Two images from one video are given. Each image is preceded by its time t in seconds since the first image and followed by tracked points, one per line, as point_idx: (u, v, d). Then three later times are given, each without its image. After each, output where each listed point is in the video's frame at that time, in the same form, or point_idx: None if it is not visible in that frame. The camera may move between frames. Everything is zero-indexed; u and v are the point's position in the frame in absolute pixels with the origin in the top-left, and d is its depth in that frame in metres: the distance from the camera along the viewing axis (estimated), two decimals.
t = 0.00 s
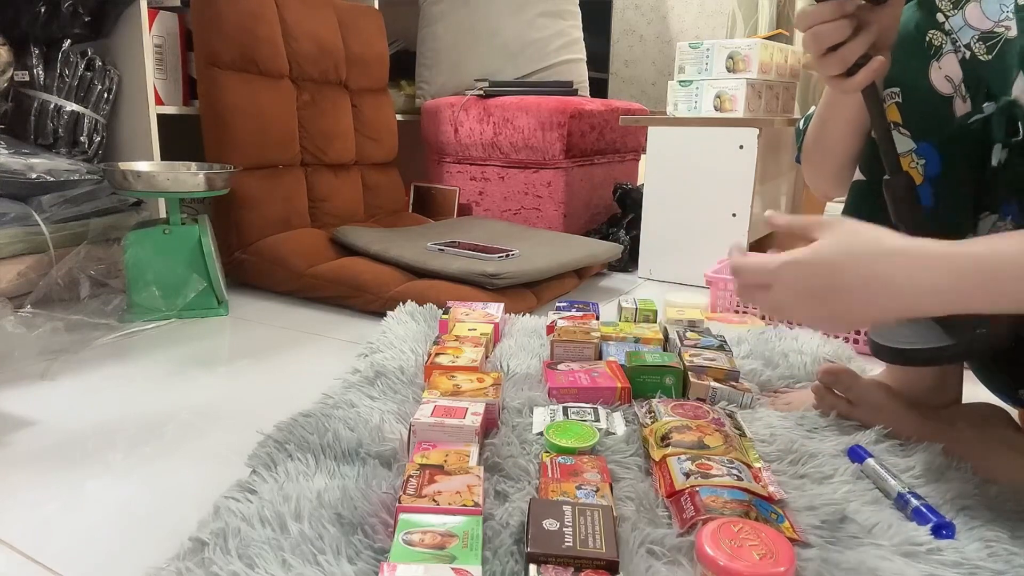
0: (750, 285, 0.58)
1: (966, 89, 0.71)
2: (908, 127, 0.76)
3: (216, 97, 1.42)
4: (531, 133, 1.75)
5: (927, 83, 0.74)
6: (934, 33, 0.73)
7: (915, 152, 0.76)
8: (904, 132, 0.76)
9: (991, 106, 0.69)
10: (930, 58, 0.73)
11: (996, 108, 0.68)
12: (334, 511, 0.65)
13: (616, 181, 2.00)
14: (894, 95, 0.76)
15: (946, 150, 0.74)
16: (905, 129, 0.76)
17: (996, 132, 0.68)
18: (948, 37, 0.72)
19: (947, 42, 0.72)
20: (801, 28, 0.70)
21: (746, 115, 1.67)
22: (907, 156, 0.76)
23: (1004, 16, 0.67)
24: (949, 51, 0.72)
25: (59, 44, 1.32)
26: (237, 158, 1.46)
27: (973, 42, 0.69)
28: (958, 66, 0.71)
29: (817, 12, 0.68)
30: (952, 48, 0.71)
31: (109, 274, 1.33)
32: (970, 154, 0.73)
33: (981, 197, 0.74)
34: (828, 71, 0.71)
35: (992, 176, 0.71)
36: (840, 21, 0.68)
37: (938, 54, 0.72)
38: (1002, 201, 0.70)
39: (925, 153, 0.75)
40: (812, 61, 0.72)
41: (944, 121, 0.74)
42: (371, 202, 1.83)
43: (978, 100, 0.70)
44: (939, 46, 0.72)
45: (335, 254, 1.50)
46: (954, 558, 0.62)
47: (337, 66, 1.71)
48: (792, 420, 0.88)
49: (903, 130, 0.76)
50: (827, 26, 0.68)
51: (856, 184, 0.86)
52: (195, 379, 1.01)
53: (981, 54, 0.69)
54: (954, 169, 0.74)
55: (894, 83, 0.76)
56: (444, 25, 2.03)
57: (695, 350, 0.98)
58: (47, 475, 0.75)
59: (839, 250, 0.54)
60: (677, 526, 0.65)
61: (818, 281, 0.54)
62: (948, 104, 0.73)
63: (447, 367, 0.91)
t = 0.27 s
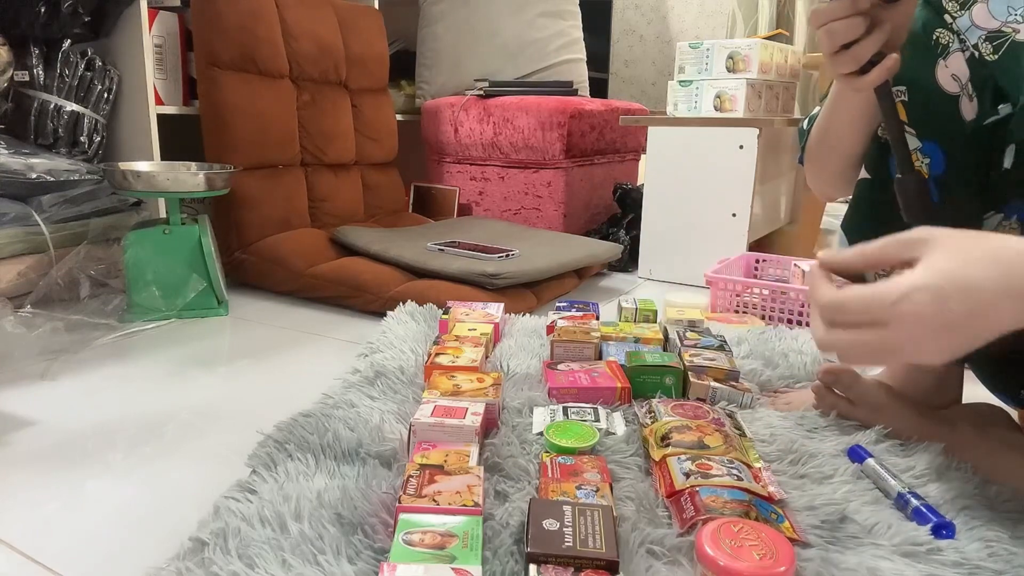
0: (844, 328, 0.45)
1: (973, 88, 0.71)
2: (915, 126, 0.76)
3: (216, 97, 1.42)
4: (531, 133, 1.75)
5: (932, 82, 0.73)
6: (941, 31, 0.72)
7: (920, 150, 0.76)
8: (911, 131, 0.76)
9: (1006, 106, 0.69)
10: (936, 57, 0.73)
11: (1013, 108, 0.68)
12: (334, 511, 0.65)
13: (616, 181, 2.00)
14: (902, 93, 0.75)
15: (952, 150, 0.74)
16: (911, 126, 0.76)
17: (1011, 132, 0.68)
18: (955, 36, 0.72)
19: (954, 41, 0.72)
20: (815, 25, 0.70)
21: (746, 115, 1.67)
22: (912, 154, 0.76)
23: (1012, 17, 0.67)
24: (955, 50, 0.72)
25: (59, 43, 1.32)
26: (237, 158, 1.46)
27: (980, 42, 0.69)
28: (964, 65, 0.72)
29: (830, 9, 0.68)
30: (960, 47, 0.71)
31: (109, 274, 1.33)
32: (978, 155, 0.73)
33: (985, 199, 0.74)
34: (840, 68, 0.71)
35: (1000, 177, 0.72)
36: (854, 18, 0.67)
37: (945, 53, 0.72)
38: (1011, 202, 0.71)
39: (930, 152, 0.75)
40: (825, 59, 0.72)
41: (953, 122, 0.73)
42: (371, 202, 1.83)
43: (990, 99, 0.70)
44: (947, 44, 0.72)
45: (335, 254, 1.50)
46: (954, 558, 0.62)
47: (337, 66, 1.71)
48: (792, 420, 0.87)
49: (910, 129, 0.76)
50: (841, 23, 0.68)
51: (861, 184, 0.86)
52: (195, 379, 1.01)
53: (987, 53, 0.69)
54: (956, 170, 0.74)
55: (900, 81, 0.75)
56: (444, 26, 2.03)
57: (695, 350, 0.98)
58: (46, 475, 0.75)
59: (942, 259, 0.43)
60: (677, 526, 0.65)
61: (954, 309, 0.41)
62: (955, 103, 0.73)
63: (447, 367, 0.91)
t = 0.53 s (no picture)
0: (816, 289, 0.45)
1: (971, 88, 0.71)
2: (913, 127, 0.76)
3: (217, 97, 1.42)
4: (531, 133, 1.75)
5: (931, 83, 0.74)
6: (939, 32, 0.73)
7: (918, 150, 0.76)
8: (908, 132, 0.76)
9: (1003, 105, 0.68)
10: (934, 57, 0.73)
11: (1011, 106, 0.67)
12: (334, 511, 0.65)
13: (616, 181, 2.00)
14: (899, 94, 0.75)
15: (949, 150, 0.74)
16: (910, 127, 0.76)
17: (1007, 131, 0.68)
18: (953, 36, 0.72)
19: (952, 41, 0.72)
20: (811, 27, 0.69)
21: (746, 115, 1.67)
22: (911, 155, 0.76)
23: (1011, 15, 0.67)
24: (953, 50, 0.72)
25: (59, 43, 1.32)
26: (237, 158, 1.46)
27: (979, 41, 0.69)
28: (962, 65, 0.72)
29: (828, 11, 0.67)
30: (958, 47, 0.71)
31: (109, 274, 1.33)
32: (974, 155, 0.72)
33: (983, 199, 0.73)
34: (838, 70, 0.71)
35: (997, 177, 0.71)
36: (852, 20, 0.67)
37: (943, 53, 0.73)
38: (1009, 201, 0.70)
39: (927, 153, 0.76)
40: (823, 60, 0.72)
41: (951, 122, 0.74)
42: (371, 202, 1.83)
43: (987, 98, 0.70)
44: (944, 45, 0.72)
45: (336, 253, 1.50)
46: (954, 558, 0.62)
47: (337, 66, 1.71)
48: (792, 420, 0.87)
49: (908, 129, 0.76)
50: (840, 25, 0.67)
51: (859, 184, 0.86)
52: (195, 379, 1.01)
53: (986, 52, 0.69)
54: (955, 169, 0.74)
55: (898, 82, 0.75)
56: (444, 26, 2.03)
57: (695, 350, 0.98)
58: (46, 475, 0.75)
59: (922, 228, 0.43)
60: (677, 526, 0.65)
61: (921, 265, 0.43)
62: (953, 104, 0.73)
63: (447, 367, 0.91)
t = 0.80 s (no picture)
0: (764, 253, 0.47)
1: (969, 88, 0.71)
2: (910, 127, 0.76)
3: (216, 97, 1.42)
4: (531, 133, 1.75)
5: (929, 83, 0.73)
6: (937, 33, 0.72)
7: (916, 150, 0.77)
8: (907, 132, 0.76)
9: (1000, 107, 0.69)
10: (933, 57, 0.73)
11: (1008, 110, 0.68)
12: (334, 511, 0.65)
13: (616, 181, 2.00)
14: (897, 94, 0.75)
15: (947, 148, 0.75)
16: (907, 128, 0.76)
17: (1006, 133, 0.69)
18: (951, 37, 0.71)
19: (950, 42, 0.71)
20: (808, 29, 0.70)
21: (746, 115, 1.67)
22: (909, 155, 0.77)
23: (1007, 17, 0.67)
24: (952, 50, 0.71)
25: (59, 43, 1.32)
26: (236, 158, 1.46)
27: (975, 43, 0.69)
28: (960, 66, 0.71)
29: (824, 12, 0.68)
30: (955, 48, 0.71)
31: (109, 274, 1.33)
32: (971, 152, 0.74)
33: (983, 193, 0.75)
34: (834, 71, 0.71)
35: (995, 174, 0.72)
36: (848, 22, 0.67)
37: (941, 53, 0.72)
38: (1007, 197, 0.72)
39: (927, 153, 0.76)
40: (820, 61, 0.71)
41: (949, 120, 0.74)
42: (371, 202, 1.83)
43: (984, 99, 0.70)
44: (942, 45, 0.72)
45: (335, 253, 1.50)
46: (954, 558, 0.62)
47: (337, 66, 1.71)
48: (792, 420, 0.87)
49: (905, 130, 0.76)
50: (834, 27, 0.67)
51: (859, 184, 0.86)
52: (195, 379, 1.01)
53: (981, 54, 0.69)
54: (956, 169, 0.75)
55: (896, 82, 0.75)
56: (444, 26, 2.03)
57: (695, 350, 0.98)
58: (46, 475, 0.75)
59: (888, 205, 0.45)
60: (677, 526, 0.65)
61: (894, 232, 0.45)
62: (951, 104, 0.73)
63: (447, 367, 0.91)
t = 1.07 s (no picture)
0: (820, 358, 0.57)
1: (968, 89, 0.71)
2: (910, 127, 0.75)
3: (216, 97, 1.42)
4: (531, 133, 1.75)
5: (928, 83, 0.73)
6: (936, 33, 0.73)
7: (916, 151, 0.75)
8: (907, 132, 0.75)
9: (999, 111, 0.70)
10: (933, 57, 0.73)
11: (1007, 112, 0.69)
12: (334, 511, 0.65)
13: (616, 181, 2.00)
14: (897, 94, 0.75)
15: (947, 150, 0.74)
16: (907, 128, 0.75)
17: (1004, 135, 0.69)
18: (950, 37, 0.72)
19: (950, 42, 0.72)
20: (806, 31, 0.69)
21: (746, 115, 1.67)
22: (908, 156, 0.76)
23: (1005, 19, 0.68)
24: (951, 50, 0.72)
25: (59, 43, 1.32)
26: (235, 158, 1.45)
27: (974, 44, 0.70)
28: (959, 65, 0.72)
29: (822, 15, 0.68)
30: (955, 48, 0.72)
31: (109, 274, 1.33)
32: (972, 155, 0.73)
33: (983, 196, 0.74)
34: (832, 74, 0.71)
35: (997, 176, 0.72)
36: (846, 24, 0.67)
37: (941, 53, 0.72)
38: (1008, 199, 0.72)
39: (927, 153, 0.75)
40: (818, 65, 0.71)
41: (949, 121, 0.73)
42: (371, 202, 1.83)
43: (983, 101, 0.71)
44: (942, 46, 0.72)
45: (335, 253, 1.50)
46: (954, 558, 0.62)
47: (337, 66, 1.71)
48: (792, 420, 0.87)
49: (905, 129, 0.75)
50: (833, 30, 0.67)
51: (859, 185, 0.86)
52: (195, 379, 1.01)
53: (980, 56, 0.69)
54: (956, 169, 0.74)
55: (895, 82, 0.75)
56: (444, 26, 2.03)
57: (695, 350, 0.98)
58: (47, 475, 0.75)
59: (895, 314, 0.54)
60: (677, 526, 0.65)
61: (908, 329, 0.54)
62: (950, 103, 0.73)
63: (447, 367, 0.91)
